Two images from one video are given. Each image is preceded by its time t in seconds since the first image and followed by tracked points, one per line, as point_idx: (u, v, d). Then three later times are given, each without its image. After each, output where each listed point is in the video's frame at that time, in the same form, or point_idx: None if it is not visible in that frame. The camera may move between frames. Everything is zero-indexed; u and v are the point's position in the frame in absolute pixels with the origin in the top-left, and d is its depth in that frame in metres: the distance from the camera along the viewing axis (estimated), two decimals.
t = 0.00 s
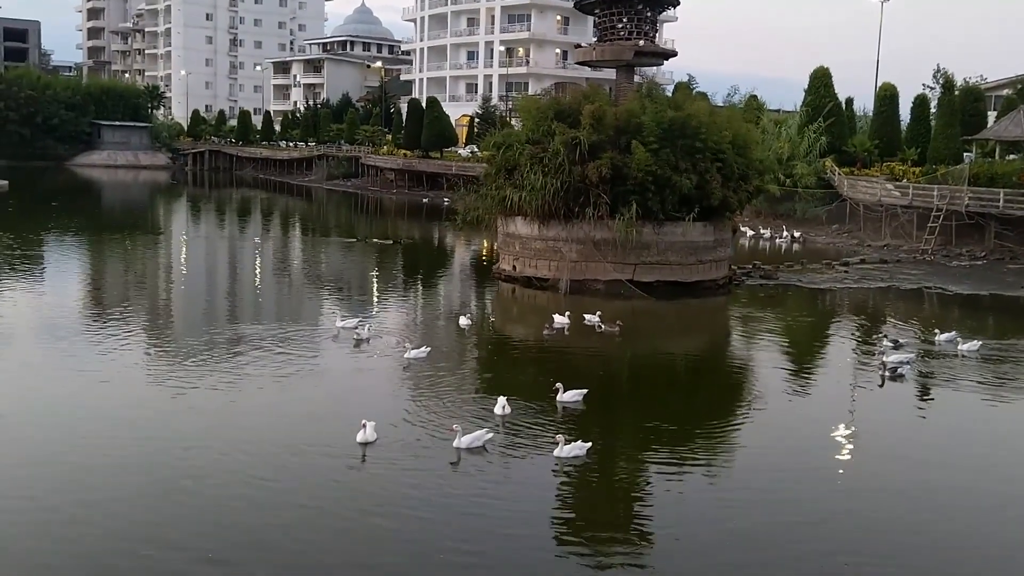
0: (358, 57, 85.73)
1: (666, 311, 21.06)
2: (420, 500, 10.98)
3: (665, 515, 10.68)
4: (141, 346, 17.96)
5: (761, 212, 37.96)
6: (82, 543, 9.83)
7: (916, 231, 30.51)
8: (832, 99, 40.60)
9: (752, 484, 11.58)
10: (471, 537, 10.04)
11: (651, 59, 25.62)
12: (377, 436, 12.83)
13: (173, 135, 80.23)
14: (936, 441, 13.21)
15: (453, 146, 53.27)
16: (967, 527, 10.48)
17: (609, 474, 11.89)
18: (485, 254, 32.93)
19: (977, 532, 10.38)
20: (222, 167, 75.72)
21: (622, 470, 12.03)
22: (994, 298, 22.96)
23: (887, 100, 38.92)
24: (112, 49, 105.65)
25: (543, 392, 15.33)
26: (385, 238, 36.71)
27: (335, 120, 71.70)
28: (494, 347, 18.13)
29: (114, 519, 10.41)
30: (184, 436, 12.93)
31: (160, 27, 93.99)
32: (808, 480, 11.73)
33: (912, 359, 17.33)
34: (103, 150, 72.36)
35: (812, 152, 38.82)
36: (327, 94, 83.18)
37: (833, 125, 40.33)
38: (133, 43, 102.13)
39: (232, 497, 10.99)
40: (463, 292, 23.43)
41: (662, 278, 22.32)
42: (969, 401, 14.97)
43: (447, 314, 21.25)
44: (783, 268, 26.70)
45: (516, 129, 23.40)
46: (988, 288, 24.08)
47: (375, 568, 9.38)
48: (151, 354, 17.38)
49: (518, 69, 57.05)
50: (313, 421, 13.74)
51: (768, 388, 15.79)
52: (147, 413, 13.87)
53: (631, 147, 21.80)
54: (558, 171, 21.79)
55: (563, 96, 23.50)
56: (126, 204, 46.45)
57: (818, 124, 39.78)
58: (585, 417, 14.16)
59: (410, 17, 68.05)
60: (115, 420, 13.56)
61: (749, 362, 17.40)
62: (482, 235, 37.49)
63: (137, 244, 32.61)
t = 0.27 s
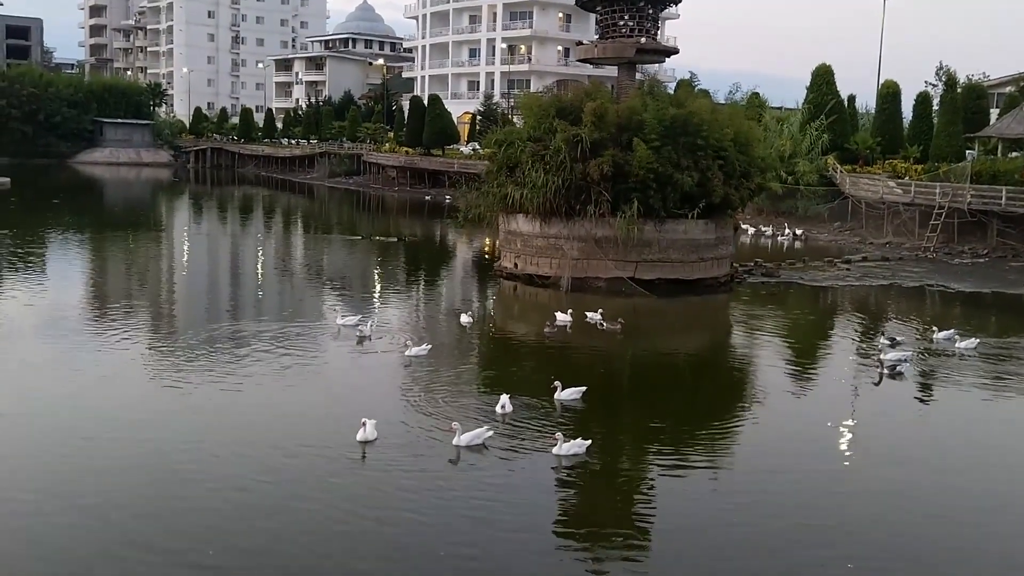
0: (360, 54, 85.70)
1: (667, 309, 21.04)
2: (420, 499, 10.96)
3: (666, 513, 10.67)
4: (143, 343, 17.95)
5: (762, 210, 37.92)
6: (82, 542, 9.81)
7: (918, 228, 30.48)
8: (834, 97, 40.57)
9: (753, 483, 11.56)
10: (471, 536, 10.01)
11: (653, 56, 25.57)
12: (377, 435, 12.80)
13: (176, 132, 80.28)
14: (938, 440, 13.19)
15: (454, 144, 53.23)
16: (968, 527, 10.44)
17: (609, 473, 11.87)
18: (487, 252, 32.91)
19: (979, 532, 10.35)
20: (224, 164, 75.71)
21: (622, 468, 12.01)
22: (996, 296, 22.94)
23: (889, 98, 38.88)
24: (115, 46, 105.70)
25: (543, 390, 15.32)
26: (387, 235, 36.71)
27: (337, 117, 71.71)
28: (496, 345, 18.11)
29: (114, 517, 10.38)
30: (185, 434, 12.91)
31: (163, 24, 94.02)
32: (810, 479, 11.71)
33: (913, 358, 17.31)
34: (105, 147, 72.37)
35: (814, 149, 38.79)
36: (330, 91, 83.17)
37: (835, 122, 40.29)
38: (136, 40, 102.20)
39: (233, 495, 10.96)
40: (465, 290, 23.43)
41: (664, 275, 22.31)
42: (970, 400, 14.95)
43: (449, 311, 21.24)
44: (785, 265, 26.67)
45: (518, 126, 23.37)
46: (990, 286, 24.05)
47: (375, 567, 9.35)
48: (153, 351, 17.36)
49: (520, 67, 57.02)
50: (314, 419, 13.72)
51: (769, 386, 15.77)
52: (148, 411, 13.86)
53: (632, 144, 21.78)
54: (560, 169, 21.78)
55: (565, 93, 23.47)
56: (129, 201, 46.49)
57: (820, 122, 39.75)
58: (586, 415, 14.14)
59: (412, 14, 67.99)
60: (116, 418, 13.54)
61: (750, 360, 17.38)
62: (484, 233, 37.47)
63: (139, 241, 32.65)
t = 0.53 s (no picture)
0: (362, 51, 85.67)
1: (668, 306, 21.04)
2: (419, 496, 10.95)
3: (666, 509, 10.69)
4: (145, 340, 17.97)
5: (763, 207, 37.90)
6: (81, 539, 9.80)
7: (920, 225, 30.47)
8: (835, 94, 40.56)
9: (752, 480, 11.55)
10: (470, 534, 10.00)
11: (654, 53, 25.55)
12: (377, 432, 12.81)
13: (177, 129, 80.30)
14: (938, 438, 13.18)
15: (456, 141, 53.22)
16: (968, 525, 10.43)
17: (608, 469, 11.87)
18: (488, 248, 32.92)
19: (978, 530, 10.33)
20: (226, 161, 75.72)
21: (621, 465, 12.01)
22: (997, 293, 22.92)
23: (891, 95, 38.86)
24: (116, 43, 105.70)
25: (544, 387, 15.32)
26: (389, 232, 36.72)
27: (339, 114, 71.71)
28: (496, 342, 18.11)
29: (113, 514, 10.37)
30: (185, 431, 12.92)
31: (164, 21, 94.01)
32: (810, 476, 11.72)
33: (914, 355, 17.29)
34: (106, 144, 72.40)
35: (815, 146, 38.76)
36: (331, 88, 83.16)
37: (836, 119, 40.28)
38: (137, 37, 102.18)
39: (232, 493, 10.96)
40: (466, 287, 23.43)
41: (665, 272, 22.30)
42: (971, 397, 14.93)
43: (450, 308, 21.24)
44: (786, 262, 26.67)
45: (519, 123, 23.37)
46: (991, 283, 24.05)
47: (373, 565, 9.34)
48: (154, 347, 17.38)
49: (521, 64, 57.01)
50: (314, 416, 13.73)
51: (769, 383, 15.76)
52: (148, 407, 13.87)
53: (633, 141, 21.77)
54: (561, 166, 21.78)
55: (566, 90, 23.46)
56: (130, 198, 46.51)
57: (821, 118, 39.74)
58: (587, 412, 14.15)
59: (413, 11, 67.96)
60: (117, 415, 13.55)
61: (751, 357, 17.38)
62: (485, 230, 37.46)
63: (141, 238, 32.66)
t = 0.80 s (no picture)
0: (361, 49, 85.63)
1: (667, 304, 21.03)
2: (417, 495, 10.92)
3: (664, 508, 10.67)
4: (145, 338, 17.97)
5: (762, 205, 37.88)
6: (79, 539, 9.77)
7: (919, 223, 30.46)
8: (834, 91, 40.56)
9: (751, 478, 11.55)
10: (469, 533, 9.98)
11: (652, 51, 25.53)
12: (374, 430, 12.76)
13: (176, 127, 80.25)
14: (936, 436, 13.17)
15: (455, 139, 53.20)
16: (966, 524, 10.43)
17: (606, 467, 11.86)
18: (487, 246, 32.92)
19: (978, 530, 10.32)
20: (225, 159, 75.68)
21: (618, 463, 12.01)
22: (996, 291, 22.94)
23: (890, 93, 38.86)
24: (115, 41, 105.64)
25: (542, 385, 15.30)
26: (388, 230, 36.70)
27: (338, 112, 71.67)
28: (495, 340, 18.10)
29: (110, 514, 10.34)
30: (183, 429, 12.90)
31: (163, 19, 93.95)
32: (808, 475, 11.71)
33: (912, 354, 17.29)
34: (105, 142, 72.37)
35: (814, 144, 38.75)
36: (330, 86, 83.12)
37: (835, 117, 40.27)
38: (136, 35, 102.10)
39: (230, 492, 10.94)
40: (464, 285, 23.43)
41: (663, 270, 22.29)
42: (970, 395, 14.94)
43: (449, 306, 21.23)
44: (785, 260, 26.66)
45: (517, 121, 23.35)
46: (990, 281, 24.04)
47: (371, 565, 9.31)
48: (154, 346, 17.38)
49: (521, 61, 56.98)
50: (313, 413, 13.72)
51: (768, 381, 15.75)
52: (147, 406, 13.85)
53: (632, 139, 21.76)
54: (559, 163, 21.77)
55: (565, 88, 23.45)
56: (129, 196, 46.46)
57: (820, 116, 39.73)
58: (586, 410, 14.14)
59: (413, 9, 67.92)
60: (116, 414, 13.53)
61: (750, 355, 17.37)
62: (483, 228, 37.45)
63: (140, 236, 32.63)
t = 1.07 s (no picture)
0: (360, 45, 85.58)
1: (666, 301, 21.03)
2: (413, 492, 10.91)
3: (663, 504, 10.67)
4: (145, 335, 17.97)
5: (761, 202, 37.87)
6: (75, 536, 9.75)
7: (918, 220, 30.47)
8: (834, 88, 40.55)
9: (749, 475, 11.54)
10: (465, 530, 9.95)
11: (651, 47, 25.51)
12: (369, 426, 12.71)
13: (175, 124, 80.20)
14: (934, 432, 13.17)
15: (454, 135, 53.20)
16: (965, 520, 10.43)
17: (603, 464, 11.86)
18: (487, 243, 32.91)
19: (977, 526, 10.30)
20: (224, 155, 75.64)
21: (616, 460, 12.01)
22: (996, 287, 22.95)
23: (890, 89, 38.84)
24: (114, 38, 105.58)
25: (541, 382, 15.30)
26: (388, 227, 36.70)
27: (337, 109, 71.64)
28: (493, 337, 18.10)
29: (108, 511, 10.32)
30: (182, 426, 12.90)
31: (162, 16, 93.90)
32: (808, 471, 11.70)
33: (911, 350, 17.28)
34: (105, 139, 72.37)
35: (813, 140, 38.74)
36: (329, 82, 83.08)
37: (835, 114, 40.24)
38: (135, 32, 102.03)
39: (228, 488, 10.92)
40: (464, 282, 23.43)
41: (663, 267, 22.29)
42: (969, 391, 14.93)
43: (448, 303, 21.23)
44: (784, 257, 26.66)
45: (516, 118, 23.35)
46: (989, 277, 24.05)
47: (368, 562, 9.29)
48: (154, 342, 17.38)
49: (520, 58, 56.96)
50: (312, 410, 13.72)
51: (767, 378, 15.74)
52: (146, 403, 13.85)
53: (631, 136, 21.75)
54: (558, 160, 21.76)
55: (564, 84, 23.44)
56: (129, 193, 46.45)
57: (819, 113, 39.73)
58: (585, 407, 14.14)
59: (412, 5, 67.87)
60: (115, 410, 13.54)
61: (749, 352, 17.37)
62: (483, 225, 37.45)
63: (139, 233, 32.62)
